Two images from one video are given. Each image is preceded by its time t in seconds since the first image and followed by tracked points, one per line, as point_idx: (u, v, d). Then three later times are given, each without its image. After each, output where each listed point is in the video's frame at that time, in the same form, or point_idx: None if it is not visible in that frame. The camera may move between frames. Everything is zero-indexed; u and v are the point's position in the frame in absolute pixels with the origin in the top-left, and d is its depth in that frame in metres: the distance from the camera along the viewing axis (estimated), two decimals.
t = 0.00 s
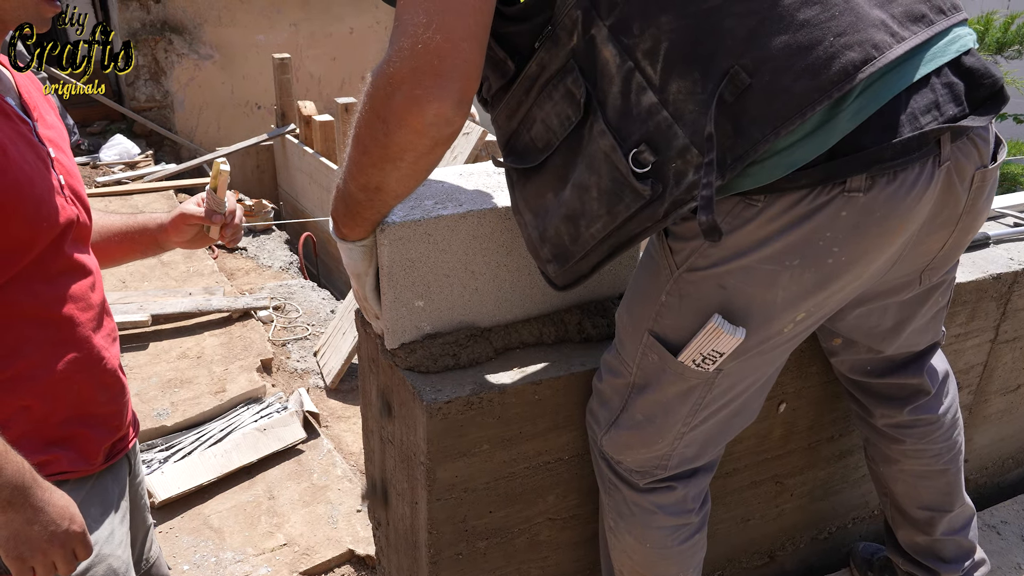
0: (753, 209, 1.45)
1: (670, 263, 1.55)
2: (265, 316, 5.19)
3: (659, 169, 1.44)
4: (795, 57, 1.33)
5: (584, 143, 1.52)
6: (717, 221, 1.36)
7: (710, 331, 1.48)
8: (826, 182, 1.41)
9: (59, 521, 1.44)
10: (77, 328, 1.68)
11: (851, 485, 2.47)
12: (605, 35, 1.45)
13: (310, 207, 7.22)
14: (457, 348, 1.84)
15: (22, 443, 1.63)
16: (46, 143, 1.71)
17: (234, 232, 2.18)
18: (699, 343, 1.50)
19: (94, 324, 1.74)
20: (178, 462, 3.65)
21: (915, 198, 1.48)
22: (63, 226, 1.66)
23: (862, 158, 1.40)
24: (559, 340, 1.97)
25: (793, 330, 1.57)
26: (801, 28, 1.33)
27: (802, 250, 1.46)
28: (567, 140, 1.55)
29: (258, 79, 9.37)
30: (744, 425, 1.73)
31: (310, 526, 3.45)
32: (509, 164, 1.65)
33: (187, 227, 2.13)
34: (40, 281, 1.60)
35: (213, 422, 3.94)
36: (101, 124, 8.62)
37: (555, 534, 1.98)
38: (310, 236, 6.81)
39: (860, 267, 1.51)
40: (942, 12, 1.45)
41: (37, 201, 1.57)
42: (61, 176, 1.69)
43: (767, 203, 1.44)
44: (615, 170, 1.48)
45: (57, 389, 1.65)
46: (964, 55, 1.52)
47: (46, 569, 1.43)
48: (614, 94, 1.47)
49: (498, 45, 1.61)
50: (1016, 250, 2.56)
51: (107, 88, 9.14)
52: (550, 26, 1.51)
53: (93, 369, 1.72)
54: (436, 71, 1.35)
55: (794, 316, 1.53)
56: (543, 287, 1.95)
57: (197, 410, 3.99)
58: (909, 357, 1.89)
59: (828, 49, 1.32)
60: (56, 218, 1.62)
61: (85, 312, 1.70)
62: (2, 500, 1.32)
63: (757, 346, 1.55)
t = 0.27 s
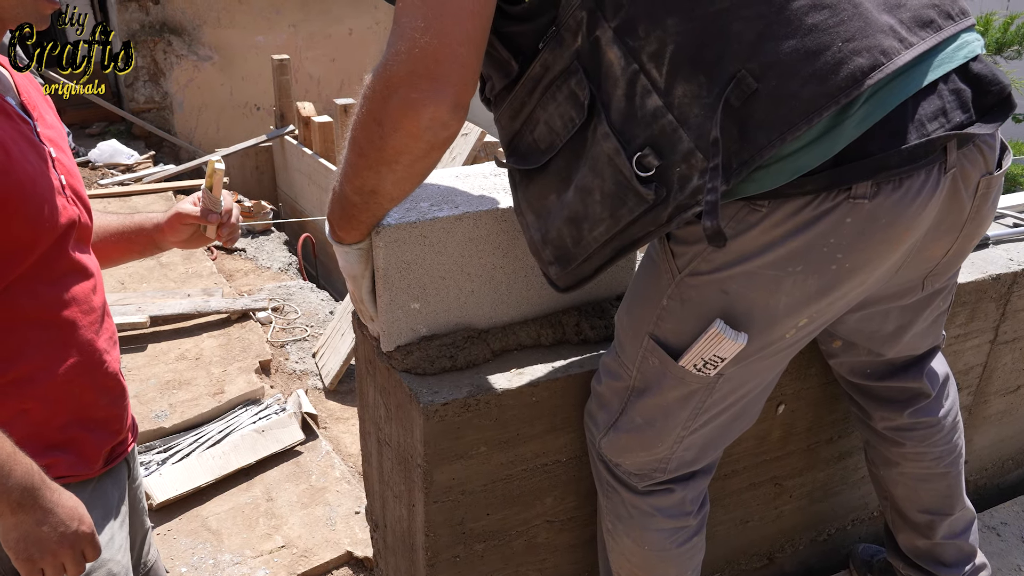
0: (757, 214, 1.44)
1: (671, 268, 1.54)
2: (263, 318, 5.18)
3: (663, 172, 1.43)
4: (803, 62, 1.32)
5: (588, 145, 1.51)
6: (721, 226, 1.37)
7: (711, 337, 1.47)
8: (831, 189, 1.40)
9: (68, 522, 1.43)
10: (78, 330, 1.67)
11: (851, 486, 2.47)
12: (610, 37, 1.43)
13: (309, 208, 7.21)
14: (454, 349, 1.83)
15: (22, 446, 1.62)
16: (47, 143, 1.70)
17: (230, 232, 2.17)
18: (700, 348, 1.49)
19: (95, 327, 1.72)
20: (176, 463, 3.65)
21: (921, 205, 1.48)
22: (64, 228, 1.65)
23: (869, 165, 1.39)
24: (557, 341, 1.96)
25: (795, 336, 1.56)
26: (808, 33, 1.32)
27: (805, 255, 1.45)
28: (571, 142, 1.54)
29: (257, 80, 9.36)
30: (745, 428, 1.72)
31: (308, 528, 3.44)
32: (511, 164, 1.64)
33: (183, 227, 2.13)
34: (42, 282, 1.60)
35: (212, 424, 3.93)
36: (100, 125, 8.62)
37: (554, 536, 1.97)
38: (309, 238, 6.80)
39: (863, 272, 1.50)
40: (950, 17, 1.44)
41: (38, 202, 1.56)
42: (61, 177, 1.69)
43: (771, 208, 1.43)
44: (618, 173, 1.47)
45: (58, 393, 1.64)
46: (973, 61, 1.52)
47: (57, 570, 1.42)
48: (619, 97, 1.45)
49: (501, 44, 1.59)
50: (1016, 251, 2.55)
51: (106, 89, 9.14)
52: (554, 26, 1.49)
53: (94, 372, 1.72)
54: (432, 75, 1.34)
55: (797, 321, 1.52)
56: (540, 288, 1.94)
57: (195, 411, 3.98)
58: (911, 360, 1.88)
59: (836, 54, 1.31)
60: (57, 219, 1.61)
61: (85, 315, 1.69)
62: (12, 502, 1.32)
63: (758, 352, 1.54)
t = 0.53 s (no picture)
0: (760, 219, 1.43)
1: (671, 271, 1.53)
2: (259, 317, 5.16)
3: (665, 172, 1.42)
4: (812, 64, 1.31)
5: (591, 143, 1.50)
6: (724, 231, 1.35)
7: (710, 341, 1.46)
8: (836, 196, 1.40)
9: (84, 526, 1.40)
10: (83, 332, 1.62)
11: (848, 485, 2.46)
12: (617, 34, 1.41)
13: (305, 207, 7.20)
14: (449, 349, 1.82)
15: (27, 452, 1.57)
16: (42, 139, 1.64)
17: (222, 230, 2.18)
18: (698, 352, 1.48)
19: (98, 328, 1.68)
20: (171, 463, 3.63)
21: (925, 215, 1.48)
22: (66, 226, 1.60)
23: (875, 173, 1.38)
24: (553, 341, 1.95)
25: (795, 341, 1.56)
26: (820, 36, 1.31)
27: (808, 261, 1.45)
28: (574, 138, 1.53)
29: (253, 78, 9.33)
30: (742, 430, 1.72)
31: (304, 528, 3.43)
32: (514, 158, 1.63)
33: (174, 225, 2.11)
34: (48, 283, 1.55)
35: (207, 424, 3.92)
36: (96, 125, 8.61)
37: (549, 536, 1.97)
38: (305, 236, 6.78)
39: (866, 280, 1.50)
40: (960, 23, 1.43)
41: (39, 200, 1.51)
42: (60, 174, 1.64)
43: (774, 213, 1.42)
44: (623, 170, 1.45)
45: (62, 397, 1.59)
46: (983, 69, 1.50)
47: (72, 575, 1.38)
48: (623, 95, 1.43)
49: (507, 36, 1.57)
50: (1013, 250, 2.54)
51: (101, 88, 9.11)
52: (559, 21, 1.47)
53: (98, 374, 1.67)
54: (431, 73, 1.33)
55: (797, 328, 1.52)
56: (535, 287, 1.93)
57: (191, 411, 3.96)
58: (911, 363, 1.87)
59: (846, 59, 1.31)
60: (57, 217, 1.56)
61: (88, 315, 1.65)
62: (27, 507, 1.29)
63: (757, 357, 1.54)
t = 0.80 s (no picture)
0: (773, 229, 1.43)
1: (678, 278, 1.53)
2: (257, 316, 5.15)
3: (685, 178, 1.40)
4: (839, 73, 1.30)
5: (608, 145, 1.47)
6: (738, 239, 1.33)
7: (717, 350, 1.46)
8: (850, 211, 1.40)
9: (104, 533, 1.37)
10: (92, 334, 1.59)
11: (846, 484, 2.46)
12: (641, 33, 1.38)
13: (302, 205, 7.19)
14: (448, 347, 1.82)
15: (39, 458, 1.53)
16: (40, 137, 1.60)
17: (223, 223, 2.17)
18: (704, 360, 1.48)
19: (107, 330, 1.64)
20: (168, 462, 3.62)
21: (937, 232, 1.48)
22: (72, 225, 1.56)
23: (891, 190, 1.39)
24: (552, 340, 1.94)
25: (800, 351, 1.56)
26: (848, 47, 1.30)
27: (818, 274, 1.45)
28: (592, 137, 1.50)
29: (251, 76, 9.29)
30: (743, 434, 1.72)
31: (302, 527, 3.42)
32: (531, 152, 1.60)
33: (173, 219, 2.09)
34: (56, 286, 1.51)
35: (205, 423, 3.91)
36: (93, 123, 8.63)
37: (548, 535, 1.97)
38: (302, 235, 6.77)
39: (874, 295, 1.51)
40: (986, 40, 1.42)
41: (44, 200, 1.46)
42: (59, 173, 1.60)
43: (787, 225, 1.42)
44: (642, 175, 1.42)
45: (76, 399, 1.56)
46: (1005, 86, 1.50)
47: None
48: (645, 97, 1.40)
49: (527, 28, 1.53)
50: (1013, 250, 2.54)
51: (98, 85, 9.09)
52: (583, 17, 1.43)
53: (110, 376, 1.64)
54: (445, 68, 1.33)
55: (803, 339, 1.52)
56: (534, 286, 1.93)
57: (188, 410, 3.95)
58: (919, 366, 1.86)
59: (875, 71, 1.30)
60: (64, 218, 1.52)
61: (97, 317, 1.61)
62: (47, 516, 1.27)
63: (762, 366, 1.54)
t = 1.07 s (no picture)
0: (792, 235, 1.43)
1: (691, 280, 1.52)
2: (256, 315, 5.15)
3: (715, 179, 1.39)
4: (872, 79, 1.30)
5: (639, 141, 1.46)
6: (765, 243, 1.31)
7: (730, 356, 1.46)
8: (871, 220, 1.40)
9: (109, 540, 1.36)
10: (96, 336, 1.58)
11: (847, 484, 2.46)
12: (674, 31, 1.37)
13: (300, 204, 7.18)
14: (449, 347, 1.81)
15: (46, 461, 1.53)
16: (43, 137, 1.59)
17: (223, 224, 2.16)
18: (716, 365, 1.48)
19: (111, 332, 1.63)
20: (168, 462, 3.62)
21: (957, 245, 1.47)
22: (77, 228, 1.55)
23: (915, 201, 1.40)
24: (553, 339, 1.94)
25: (811, 360, 1.55)
26: (886, 53, 1.30)
27: (835, 284, 1.44)
28: (624, 133, 1.49)
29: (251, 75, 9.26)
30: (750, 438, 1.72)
31: (301, 526, 3.42)
32: (564, 146, 1.60)
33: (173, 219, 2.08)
34: (62, 288, 1.50)
35: (203, 422, 3.90)
36: (90, 122, 8.65)
37: (549, 535, 1.96)
38: (300, 234, 6.76)
39: (890, 305, 1.50)
40: (1015, 55, 1.41)
41: (50, 203, 1.46)
42: (64, 174, 1.59)
43: (807, 232, 1.42)
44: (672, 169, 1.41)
45: (81, 402, 1.55)
46: None
47: None
48: (676, 96, 1.40)
49: (564, 23, 1.51)
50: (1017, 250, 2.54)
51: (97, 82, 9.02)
52: (617, 13, 1.43)
53: (114, 378, 1.63)
54: (461, 62, 1.33)
55: (817, 347, 1.51)
56: (534, 284, 1.92)
57: (188, 409, 3.94)
58: (931, 368, 1.86)
59: (910, 80, 1.30)
60: (68, 219, 1.51)
61: (101, 319, 1.60)
62: (54, 523, 1.26)
63: (774, 372, 1.53)
